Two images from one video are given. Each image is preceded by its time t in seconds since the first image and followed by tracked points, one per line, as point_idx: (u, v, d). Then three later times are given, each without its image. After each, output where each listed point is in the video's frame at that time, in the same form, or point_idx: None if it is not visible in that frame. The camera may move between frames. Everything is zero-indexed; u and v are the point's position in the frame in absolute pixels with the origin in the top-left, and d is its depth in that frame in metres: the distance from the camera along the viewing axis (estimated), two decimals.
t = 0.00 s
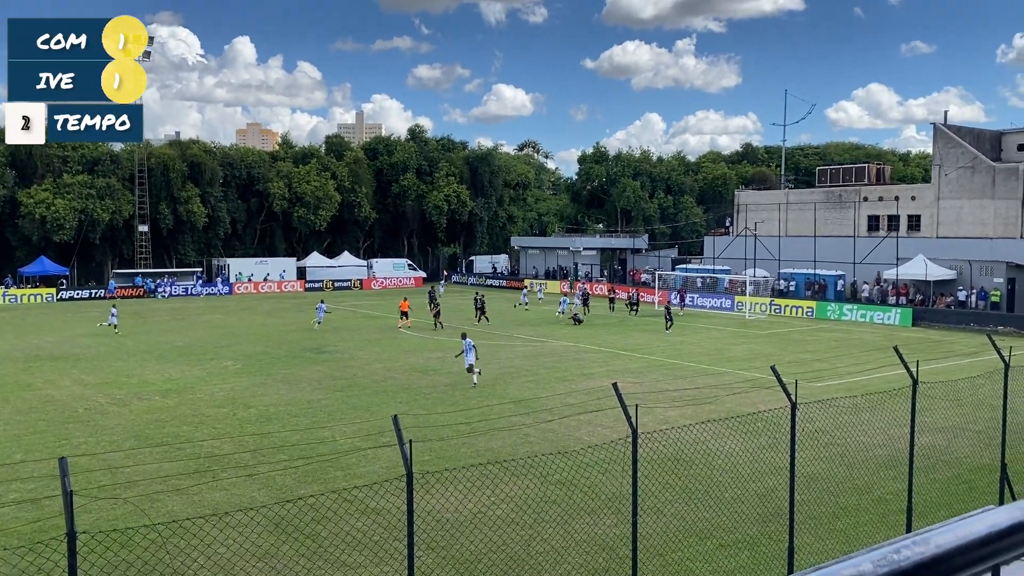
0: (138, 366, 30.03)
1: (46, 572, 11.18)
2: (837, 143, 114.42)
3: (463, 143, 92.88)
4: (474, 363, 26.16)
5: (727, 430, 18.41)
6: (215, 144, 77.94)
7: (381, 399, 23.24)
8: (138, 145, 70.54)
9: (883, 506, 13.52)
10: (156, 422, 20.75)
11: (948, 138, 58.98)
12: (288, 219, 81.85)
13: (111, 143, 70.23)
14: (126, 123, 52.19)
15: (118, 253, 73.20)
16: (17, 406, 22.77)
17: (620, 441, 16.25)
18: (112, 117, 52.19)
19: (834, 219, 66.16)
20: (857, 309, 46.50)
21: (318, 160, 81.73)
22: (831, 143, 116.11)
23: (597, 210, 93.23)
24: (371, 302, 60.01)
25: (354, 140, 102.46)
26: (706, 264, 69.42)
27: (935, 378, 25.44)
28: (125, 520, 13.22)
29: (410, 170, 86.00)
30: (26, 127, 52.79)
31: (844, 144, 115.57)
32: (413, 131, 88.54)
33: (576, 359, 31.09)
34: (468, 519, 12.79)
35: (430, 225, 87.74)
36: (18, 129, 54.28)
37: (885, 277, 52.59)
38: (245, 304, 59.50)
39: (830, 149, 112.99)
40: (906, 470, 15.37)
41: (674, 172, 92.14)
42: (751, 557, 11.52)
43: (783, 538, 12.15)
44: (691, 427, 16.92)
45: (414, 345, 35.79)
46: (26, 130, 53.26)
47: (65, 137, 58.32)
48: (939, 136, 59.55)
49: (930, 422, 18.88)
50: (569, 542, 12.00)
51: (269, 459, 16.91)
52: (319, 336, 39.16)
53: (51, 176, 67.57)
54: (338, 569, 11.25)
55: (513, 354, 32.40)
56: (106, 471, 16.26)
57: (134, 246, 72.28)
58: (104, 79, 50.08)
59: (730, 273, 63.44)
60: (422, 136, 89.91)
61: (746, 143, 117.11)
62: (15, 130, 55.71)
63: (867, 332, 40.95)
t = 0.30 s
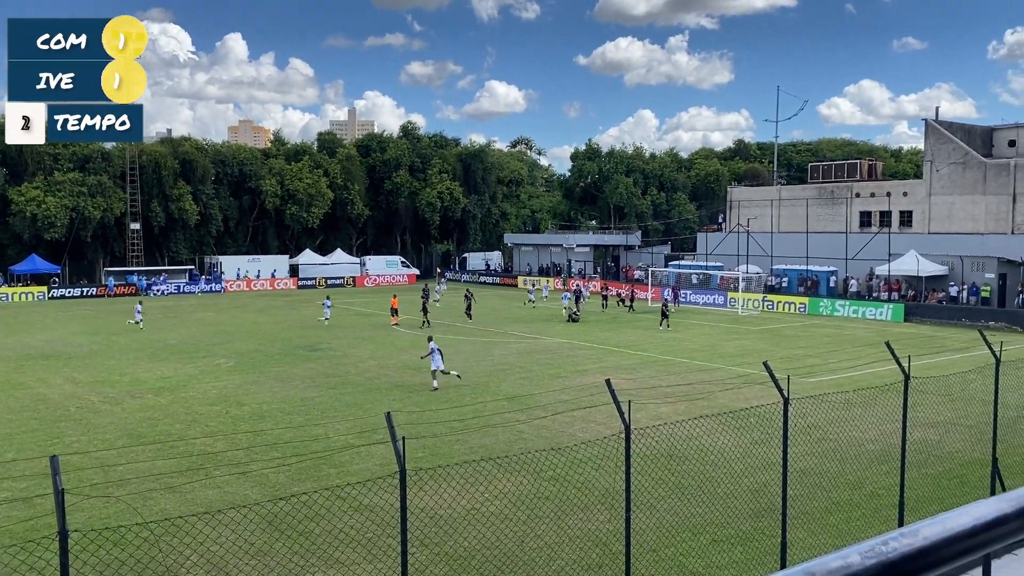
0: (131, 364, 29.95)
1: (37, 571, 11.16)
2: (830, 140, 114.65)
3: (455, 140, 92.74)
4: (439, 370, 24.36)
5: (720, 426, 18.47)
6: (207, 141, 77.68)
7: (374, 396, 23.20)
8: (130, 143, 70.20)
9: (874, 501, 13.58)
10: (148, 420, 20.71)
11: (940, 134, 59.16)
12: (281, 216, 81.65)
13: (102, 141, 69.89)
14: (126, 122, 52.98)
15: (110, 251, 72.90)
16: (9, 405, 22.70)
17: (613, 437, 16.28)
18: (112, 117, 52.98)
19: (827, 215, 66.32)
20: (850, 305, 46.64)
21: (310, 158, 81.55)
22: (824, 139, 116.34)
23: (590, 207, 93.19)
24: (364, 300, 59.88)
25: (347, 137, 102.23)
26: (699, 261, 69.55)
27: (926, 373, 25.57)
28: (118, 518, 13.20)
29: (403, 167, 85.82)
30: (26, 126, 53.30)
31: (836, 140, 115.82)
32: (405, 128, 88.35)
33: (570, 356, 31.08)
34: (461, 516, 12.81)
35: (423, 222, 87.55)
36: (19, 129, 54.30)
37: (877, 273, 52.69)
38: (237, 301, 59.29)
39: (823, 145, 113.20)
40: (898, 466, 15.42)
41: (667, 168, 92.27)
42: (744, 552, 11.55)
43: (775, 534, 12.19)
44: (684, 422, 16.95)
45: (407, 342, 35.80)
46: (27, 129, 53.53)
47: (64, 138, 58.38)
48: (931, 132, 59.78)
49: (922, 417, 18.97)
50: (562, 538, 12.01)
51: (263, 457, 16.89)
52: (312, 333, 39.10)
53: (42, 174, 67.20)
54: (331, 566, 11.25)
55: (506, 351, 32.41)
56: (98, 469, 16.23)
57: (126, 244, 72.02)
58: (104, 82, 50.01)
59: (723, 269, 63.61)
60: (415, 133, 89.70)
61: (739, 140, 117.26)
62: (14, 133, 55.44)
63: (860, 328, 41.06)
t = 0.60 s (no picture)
0: (123, 362, 29.87)
1: (29, 570, 11.14)
2: (821, 136, 115.01)
3: (448, 137, 92.72)
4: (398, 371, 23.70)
5: (712, 422, 18.51)
6: (198, 139, 77.45)
7: (368, 394, 23.16)
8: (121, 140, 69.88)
9: (867, 496, 13.64)
10: (141, 418, 20.66)
11: (931, 130, 59.38)
12: (273, 214, 81.48)
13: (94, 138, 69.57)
14: (125, 122, 53.26)
15: (101, 249, 72.64)
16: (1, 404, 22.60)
17: (606, 434, 16.31)
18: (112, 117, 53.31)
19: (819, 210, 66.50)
20: (841, 300, 46.84)
21: (302, 155, 81.46)
22: (815, 136, 116.71)
23: (583, 203, 93.38)
24: (357, 297, 59.80)
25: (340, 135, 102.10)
26: (692, 257, 69.70)
27: (917, 368, 25.67)
28: (110, 517, 13.16)
29: (395, 164, 85.76)
30: (27, 126, 53.56)
31: (828, 136, 116.21)
32: (397, 124, 88.30)
33: (563, 352, 31.10)
34: (455, 513, 12.82)
35: (416, 219, 87.36)
36: (19, 129, 54.48)
37: (869, 268, 52.83)
38: (230, 299, 59.14)
39: (815, 141, 113.54)
40: (889, 461, 15.49)
41: (659, 165, 92.35)
42: (737, 548, 11.60)
43: (768, 529, 12.24)
44: (677, 418, 16.99)
45: (400, 339, 35.81)
46: (27, 129, 53.75)
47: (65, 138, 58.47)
48: (922, 128, 59.91)
49: (914, 412, 19.02)
50: (556, 535, 12.03)
51: (256, 455, 16.86)
52: (305, 331, 39.03)
53: (33, 171, 66.86)
54: (325, 564, 11.25)
55: (500, 348, 32.42)
56: (91, 468, 16.18)
57: (117, 242, 71.76)
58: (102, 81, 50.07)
59: (716, 265, 63.73)
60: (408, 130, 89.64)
61: (731, 136, 117.56)
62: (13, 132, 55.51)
63: (852, 324, 41.22)
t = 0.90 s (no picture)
0: (115, 360, 29.77)
1: (21, 569, 11.12)
2: (813, 131, 115.24)
3: (440, 133, 92.64)
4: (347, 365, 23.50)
5: (704, 416, 18.56)
6: (189, 135, 77.18)
7: (361, 390, 23.15)
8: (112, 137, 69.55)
9: (859, 489, 13.70)
10: (133, 416, 20.60)
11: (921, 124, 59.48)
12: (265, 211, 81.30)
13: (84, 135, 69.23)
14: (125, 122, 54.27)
15: (92, 246, 72.32)
16: None
17: (599, 429, 16.33)
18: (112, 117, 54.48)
19: (811, 205, 66.66)
20: (833, 295, 47.01)
21: (294, 152, 81.34)
22: (807, 131, 116.97)
23: (576, 199, 93.46)
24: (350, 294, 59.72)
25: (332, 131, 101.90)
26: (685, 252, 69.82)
27: (908, 362, 25.79)
28: (102, 515, 13.11)
29: (388, 160, 85.62)
30: (27, 127, 53.82)
31: (820, 132, 116.50)
32: (389, 121, 88.17)
33: (556, 348, 31.11)
34: (448, 509, 12.82)
35: (408, 215, 87.18)
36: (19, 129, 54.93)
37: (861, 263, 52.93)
38: (222, 296, 58.97)
39: (807, 136, 113.76)
40: (881, 454, 15.57)
41: (652, 160, 92.27)
42: (730, 542, 11.64)
43: (761, 523, 12.28)
44: (670, 413, 17.02)
45: (392, 335, 35.76)
46: (27, 129, 54.40)
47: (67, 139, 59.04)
48: (912, 122, 60.09)
49: (905, 406, 19.13)
50: (549, 530, 12.04)
51: (249, 453, 16.84)
52: (297, 328, 38.97)
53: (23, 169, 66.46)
54: (319, 560, 11.25)
55: (493, 344, 32.42)
56: (83, 465, 16.13)
57: (109, 239, 71.44)
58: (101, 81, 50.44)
59: (708, 260, 63.87)
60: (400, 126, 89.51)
61: (723, 131, 117.73)
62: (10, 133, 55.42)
63: (843, 318, 41.37)
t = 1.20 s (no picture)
0: (108, 357, 29.65)
1: (13, 567, 11.07)
2: (807, 127, 115.40)
3: (433, 129, 92.51)
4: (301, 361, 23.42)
5: (698, 410, 18.59)
6: (182, 132, 76.90)
7: (355, 387, 23.12)
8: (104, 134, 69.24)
9: (853, 483, 13.74)
10: (126, 413, 20.56)
11: (915, 119, 59.53)
12: (258, 208, 81.11)
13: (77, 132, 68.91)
14: (126, 123, 54.83)
15: (85, 244, 72.04)
16: None
17: (593, 424, 16.34)
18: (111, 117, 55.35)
19: (804, 201, 66.77)
20: (826, 290, 47.12)
21: (287, 148, 81.17)
22: (801, 127, 117.09)
23: (570, 195, 93.48)
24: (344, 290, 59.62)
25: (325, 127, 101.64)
26: (679, 248, 69.91)
27: (901, 357, 25.88)
28: (95, 513, 13.06)
29: (381, 157, 85.48)
30: (26, 126, 53.84)
31: (813, 127, 116.64)
32: (382, 117, 87.97)
33: (551, 344, 31.10)
34: (442, 505, 12.81)
35: (402, 212, 87.05)
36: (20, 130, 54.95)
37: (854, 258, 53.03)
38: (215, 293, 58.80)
39: (800, 132, 113.89)
40: (875, 448, 15.62)
41: (646, 156, 92.32)
42: (725, 536, 11.65)
43: (754, 517, 12.31)
44: (663, 408, 17.02)
45: (386, 332, 35.71)
46: (27, 130, 54.70)
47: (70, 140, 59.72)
48: (905, 117, 60.18)
49: (898, 400, 19.17)
50: (544, 525, 12.04)
51: (243, 449, 16.79)
52: (290, 324, 38.88)
53: (14, 166, 66.11)
54: (312, 556, 11.23)
55: (487, 340, 32.41)
56: (76, 462, 16.09)
57: (101, 236, 71.17)
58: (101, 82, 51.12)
59: (702, 256, 63.98)
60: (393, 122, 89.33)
61: (717, 127, 117.81)
62: (9, 133, 55.22)
63: (837, 313, 41.47)
